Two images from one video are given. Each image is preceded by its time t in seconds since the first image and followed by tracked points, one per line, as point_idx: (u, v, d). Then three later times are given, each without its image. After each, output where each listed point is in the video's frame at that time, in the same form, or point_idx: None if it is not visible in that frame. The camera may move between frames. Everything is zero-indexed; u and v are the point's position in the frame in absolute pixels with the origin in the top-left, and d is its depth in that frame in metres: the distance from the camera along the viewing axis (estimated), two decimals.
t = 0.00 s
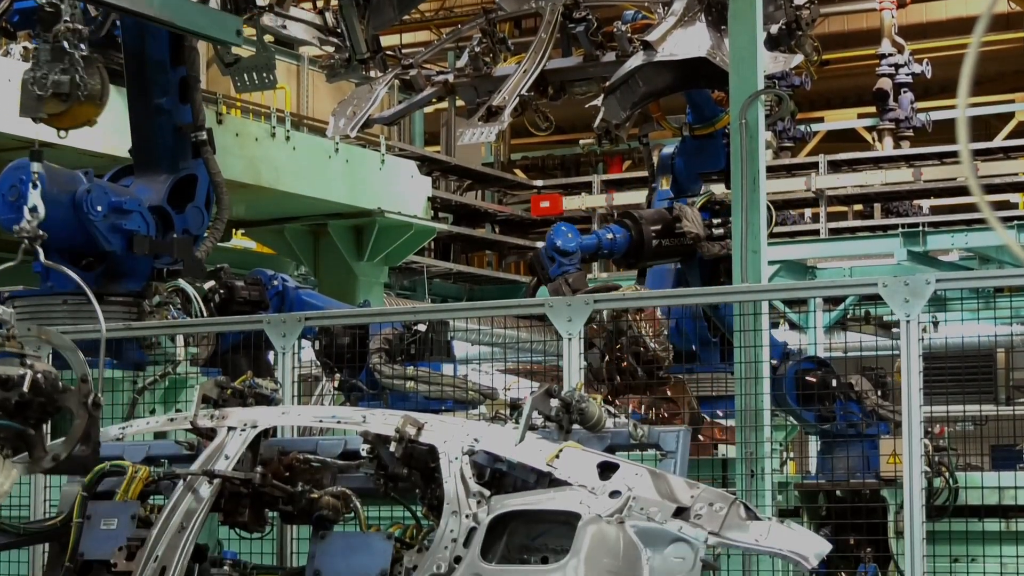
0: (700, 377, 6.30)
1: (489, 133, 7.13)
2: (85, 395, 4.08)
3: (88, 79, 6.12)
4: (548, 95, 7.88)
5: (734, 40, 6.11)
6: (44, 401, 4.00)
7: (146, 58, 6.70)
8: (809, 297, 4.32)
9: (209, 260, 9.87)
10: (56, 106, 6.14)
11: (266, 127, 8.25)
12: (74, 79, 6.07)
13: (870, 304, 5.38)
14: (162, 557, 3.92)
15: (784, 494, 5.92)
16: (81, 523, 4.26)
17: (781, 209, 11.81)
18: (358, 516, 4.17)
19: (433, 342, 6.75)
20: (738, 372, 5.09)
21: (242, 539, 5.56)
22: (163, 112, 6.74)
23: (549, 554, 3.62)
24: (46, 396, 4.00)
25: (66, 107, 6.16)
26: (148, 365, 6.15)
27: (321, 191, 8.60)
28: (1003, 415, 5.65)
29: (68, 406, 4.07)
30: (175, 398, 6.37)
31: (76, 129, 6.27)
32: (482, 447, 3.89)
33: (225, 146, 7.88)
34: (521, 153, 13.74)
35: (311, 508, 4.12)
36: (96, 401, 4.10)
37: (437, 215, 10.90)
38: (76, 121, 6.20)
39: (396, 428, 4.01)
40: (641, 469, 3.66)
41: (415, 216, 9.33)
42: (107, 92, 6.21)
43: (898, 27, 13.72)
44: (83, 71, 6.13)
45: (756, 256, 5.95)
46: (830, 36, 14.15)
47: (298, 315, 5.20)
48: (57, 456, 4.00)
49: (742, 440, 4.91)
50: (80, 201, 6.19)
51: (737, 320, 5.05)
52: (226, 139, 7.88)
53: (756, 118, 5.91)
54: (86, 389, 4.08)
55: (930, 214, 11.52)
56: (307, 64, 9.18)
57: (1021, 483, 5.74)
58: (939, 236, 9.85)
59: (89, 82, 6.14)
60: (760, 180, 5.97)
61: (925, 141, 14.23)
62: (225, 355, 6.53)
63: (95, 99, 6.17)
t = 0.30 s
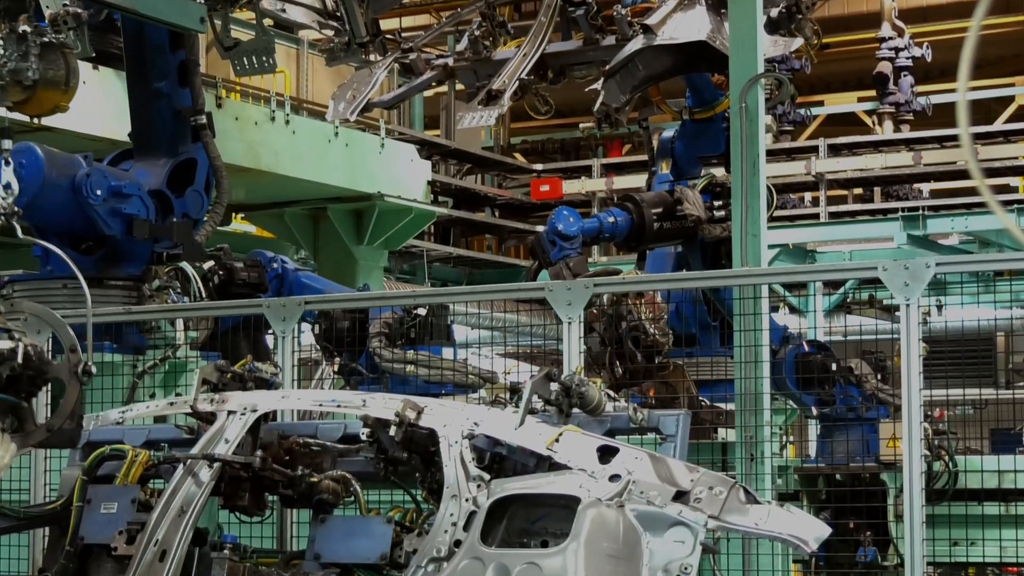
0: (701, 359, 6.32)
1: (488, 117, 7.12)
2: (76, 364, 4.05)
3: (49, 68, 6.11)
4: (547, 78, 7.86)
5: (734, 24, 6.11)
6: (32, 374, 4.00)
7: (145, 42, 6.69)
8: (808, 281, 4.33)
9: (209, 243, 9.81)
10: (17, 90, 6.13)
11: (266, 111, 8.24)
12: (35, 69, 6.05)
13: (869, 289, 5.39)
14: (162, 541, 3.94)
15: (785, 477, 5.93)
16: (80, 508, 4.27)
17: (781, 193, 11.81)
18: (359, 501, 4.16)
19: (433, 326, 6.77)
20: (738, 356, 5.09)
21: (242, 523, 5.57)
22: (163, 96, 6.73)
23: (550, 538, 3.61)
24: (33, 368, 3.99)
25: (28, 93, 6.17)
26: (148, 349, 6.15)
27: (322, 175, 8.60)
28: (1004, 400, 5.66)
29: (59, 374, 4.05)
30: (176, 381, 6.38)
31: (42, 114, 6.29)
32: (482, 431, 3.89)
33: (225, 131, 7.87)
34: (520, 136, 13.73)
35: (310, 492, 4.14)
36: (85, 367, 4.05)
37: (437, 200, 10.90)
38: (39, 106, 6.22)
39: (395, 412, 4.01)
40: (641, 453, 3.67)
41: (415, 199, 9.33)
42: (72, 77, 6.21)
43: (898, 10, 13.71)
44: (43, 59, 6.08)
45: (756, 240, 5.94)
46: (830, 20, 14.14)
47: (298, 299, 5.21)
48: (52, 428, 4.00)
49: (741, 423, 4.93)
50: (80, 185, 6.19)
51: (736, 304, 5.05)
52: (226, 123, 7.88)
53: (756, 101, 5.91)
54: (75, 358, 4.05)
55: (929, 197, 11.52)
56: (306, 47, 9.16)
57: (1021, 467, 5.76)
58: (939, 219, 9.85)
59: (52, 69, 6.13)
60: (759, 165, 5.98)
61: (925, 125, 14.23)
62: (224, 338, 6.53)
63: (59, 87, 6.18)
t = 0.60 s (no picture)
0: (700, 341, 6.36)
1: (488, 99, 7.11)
2: (57, 343, 4.03)
3: (37, 54, 6.79)
4: (547, 60, 7.84)
5: (734, 5, 6.10)
6: (12, 351, 4.02)
7: (144, 23, 6.68)
8: (809, 263, 4.33)
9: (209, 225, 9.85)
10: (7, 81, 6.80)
11: (265, 92, 8.23)
12: (22, 56, 6.73)
13: (869, 270, 5.39)
14: (162, 523, 3.91)
15: (784, 459, 5.96)
16: (80, 490, 4.28)
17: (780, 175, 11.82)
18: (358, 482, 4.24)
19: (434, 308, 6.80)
20: (737, 338, 5.10)
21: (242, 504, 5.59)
22: (162, 78, 6.72)
23: (550, 519, 3.59)
24: (13, 346, 4.02)
25: (18, 82, 6.81)
26: (149, 331, 6.14)
27: (321, 156, 8.59)
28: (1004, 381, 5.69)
29: (41, 352, 4.04)
30: (175, 363, 6.40)
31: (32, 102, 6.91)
32: (482, 413, 3.84)
33: (224, 113, 7.86)
34: (520, 118, 13.73)
35: (310, 474, 4.16)
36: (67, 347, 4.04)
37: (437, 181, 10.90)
38: (29, 94, 6.84)
39: (395, 395, 4.01)
40: (641, 435, 3.67)
41: (415, 181, 9.34)
42: (58, 64, 6.90)
43: None
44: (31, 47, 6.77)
45: (756, 221, 5.93)
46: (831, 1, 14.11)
47: (298, 281, 5.22)
48: (32, 405, 3.99)
49: (741, 405, 4.95)
50: (79, 167, 6.19)
51: (736, 286, 5.06)
52: (225, 106, 7.87)
53: (756, 81, 5.91)
54: (56, 337, 4.02)
55: (929, 179, 11.54)
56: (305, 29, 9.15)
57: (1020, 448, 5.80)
58: (939, 201, 9.86)
59: (39, 57, 6.81)
60: (759, 144, 5.99)
61: (926, 106, 14.23)
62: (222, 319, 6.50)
63: (46, 72, 6.83)
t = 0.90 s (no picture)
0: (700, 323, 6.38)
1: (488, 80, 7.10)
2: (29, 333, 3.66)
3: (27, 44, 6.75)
4: (546, 42, 7.82)
5: None
6: None
7: (143, 6, 6.65)
8: (809, 245, 4.33)
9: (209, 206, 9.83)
10: None
11: (264, 74, 8.22)
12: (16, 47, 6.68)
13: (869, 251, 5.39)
14: (162, 505, 3.90)
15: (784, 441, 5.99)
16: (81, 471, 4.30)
17: (780, 156, 11.82)
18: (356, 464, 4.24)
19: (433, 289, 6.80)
20: (737, 320, 5.11)
21: (242, 487, 5.61)
22: (162, 60, 6.71)
23: (550, 501, 3.65)
24: None
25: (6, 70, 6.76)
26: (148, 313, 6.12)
27: (321, 138, 8.58)
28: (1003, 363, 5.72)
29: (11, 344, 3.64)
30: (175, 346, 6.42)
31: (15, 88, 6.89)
32: (482, 395, 3.83)
33: (224, 95, 7.86)
34: (520, 100, 13.71)
35: (310, 456, 4.16)
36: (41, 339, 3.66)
37: (436, 163, 10.90)
38: (16, 81, 6.83)
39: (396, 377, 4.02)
40: (640, 417, 3.68)
41: (415, 163, 9.32)
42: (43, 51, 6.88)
43: None
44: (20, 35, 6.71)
45: (755, 203, 5.92)
46: None
47: (298, 263, 5.23)
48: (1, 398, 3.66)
49: (741, 386, 4.97)
50: (78, 149, 6.19)
51: (735, 269, 5.06)
52: (225, 87, 7.86)
53: (756, 63, 5.89)
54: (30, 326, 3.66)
55: (929, 161, 11.55)
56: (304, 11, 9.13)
57: (1020, 430, 5.84)
58: (939, 183, 9.86)
59: (30, 46, 6.77)
60: (757, 126, 5.98)
61: (926, 88, 14.23)
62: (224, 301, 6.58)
63: (33, 62, 6.82)
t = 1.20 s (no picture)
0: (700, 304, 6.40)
1: (487, 61, 7.09)
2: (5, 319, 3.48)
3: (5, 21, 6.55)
4: (546, 22, 7.80)
5: None
6: None
7: None
8: (808, 225, 4.33)
9: (209, 186, 9.86)
10: None
11: (263, 54, 8.20)
12: None
13: (869, 232, 5.39)
14: (162, 486, 3.89)
15: (784, 421, 6.01)
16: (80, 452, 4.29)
17: (780, 137, 11.81)
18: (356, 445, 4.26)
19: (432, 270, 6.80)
20: (737, 301, 5.12)
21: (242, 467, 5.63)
22: (161, 41, 6.69)
23: (549, 482, 3.63)
24: None
25: None
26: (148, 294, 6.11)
27: (321, 119, 8.57)
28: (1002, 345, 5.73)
29: None
30: (175, 326, 6.42)
31: None
32: (482, 375, 3.85)
33: (223, 76, 7.85)
34: (520, 81, 13.69)
35: (310, 437, 4.17)
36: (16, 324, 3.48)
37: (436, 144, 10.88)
38: None
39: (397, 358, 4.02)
40: (640, 398, 3.69)
41: (415, 143, 9.31)
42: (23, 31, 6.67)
43: None
44: None
45: (756, 184, 5.89)
46: None
47: (298, 245, 5.23)
48: None
49: (741, 367, 4.97)
50: (78, 130, 6.18)
51: (735, 249, 5.06)
52: (224, 68, 7.84)
53: (757, 43, 5.87)
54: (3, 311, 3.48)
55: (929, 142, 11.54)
56: None
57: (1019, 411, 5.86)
58: (939, 163, 9.86)
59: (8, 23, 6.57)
60: (758, 106, 5.95)
61: (927, 68, 14.21)
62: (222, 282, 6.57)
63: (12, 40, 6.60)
